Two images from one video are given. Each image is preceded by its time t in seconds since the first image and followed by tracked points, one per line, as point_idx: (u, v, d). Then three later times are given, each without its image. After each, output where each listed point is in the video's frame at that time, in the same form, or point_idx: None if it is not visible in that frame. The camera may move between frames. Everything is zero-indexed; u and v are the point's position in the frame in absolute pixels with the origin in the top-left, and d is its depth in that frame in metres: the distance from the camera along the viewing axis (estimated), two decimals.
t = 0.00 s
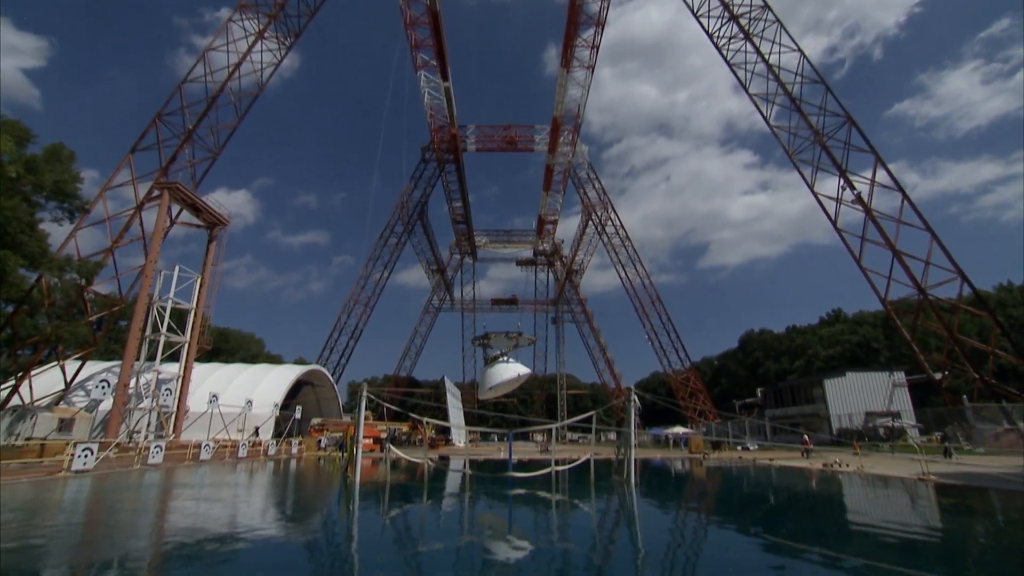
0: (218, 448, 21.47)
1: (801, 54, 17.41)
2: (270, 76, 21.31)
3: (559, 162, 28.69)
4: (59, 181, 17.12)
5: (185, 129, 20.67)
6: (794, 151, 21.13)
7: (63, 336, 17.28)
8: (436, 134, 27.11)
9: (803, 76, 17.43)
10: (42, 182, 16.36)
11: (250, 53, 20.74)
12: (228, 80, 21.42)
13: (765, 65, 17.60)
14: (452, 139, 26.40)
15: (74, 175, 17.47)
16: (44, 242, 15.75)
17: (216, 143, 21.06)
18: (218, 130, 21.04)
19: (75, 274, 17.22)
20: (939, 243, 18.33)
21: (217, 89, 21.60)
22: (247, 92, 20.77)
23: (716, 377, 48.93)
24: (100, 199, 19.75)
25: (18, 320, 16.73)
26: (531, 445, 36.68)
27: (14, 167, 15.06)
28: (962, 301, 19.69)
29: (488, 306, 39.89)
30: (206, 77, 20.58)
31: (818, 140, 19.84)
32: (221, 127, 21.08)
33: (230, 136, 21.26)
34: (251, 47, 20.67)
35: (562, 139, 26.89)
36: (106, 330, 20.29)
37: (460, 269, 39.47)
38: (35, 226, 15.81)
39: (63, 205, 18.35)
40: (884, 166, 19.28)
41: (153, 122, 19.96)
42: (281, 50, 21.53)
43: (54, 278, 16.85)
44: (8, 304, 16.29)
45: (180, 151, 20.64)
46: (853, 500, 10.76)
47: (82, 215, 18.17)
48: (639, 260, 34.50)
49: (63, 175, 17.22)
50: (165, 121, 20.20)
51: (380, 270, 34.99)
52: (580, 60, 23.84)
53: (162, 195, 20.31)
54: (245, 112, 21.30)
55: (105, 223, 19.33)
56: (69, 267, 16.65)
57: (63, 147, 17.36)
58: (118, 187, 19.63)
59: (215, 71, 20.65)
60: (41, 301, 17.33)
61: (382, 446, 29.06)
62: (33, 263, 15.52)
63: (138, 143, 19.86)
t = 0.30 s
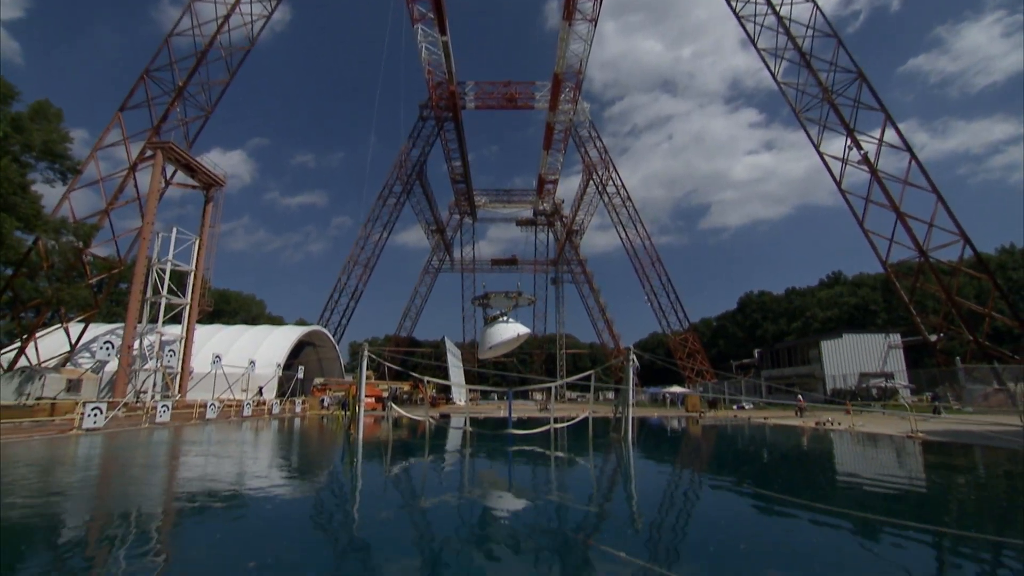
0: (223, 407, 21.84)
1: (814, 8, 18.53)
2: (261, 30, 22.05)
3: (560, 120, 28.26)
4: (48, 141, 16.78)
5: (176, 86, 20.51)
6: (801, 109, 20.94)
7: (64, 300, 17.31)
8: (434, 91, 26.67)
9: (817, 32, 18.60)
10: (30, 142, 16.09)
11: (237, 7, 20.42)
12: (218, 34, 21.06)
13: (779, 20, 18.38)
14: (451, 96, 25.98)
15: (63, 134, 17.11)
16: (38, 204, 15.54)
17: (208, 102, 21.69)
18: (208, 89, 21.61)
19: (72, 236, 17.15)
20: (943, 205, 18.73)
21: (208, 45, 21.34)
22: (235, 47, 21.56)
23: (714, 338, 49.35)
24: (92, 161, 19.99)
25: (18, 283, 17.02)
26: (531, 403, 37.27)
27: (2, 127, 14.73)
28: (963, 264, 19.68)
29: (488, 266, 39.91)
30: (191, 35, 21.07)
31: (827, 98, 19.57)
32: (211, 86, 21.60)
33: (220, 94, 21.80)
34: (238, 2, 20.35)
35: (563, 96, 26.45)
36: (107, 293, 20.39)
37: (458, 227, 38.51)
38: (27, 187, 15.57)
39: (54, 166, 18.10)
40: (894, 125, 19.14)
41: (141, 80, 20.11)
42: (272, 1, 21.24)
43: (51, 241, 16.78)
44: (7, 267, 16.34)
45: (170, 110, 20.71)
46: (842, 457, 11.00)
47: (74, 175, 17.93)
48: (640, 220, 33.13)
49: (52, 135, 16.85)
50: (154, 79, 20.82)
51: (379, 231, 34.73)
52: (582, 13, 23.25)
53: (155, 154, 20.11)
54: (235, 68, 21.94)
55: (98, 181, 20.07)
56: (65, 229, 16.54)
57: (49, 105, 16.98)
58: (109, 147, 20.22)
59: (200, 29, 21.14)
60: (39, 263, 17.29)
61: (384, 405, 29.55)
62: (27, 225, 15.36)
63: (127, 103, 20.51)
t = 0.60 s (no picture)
0: (226, 374, 22.08)
1: None
2: None
3: (561, 85, 27.80)
4: (36, 107, 16.36)
5: (166, 49, 20.24)
6: (808, 74, 20.66)
7: (63, 269, 17.31)
8: (433, 54, 26.21)
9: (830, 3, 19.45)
10: (19, 109, 15.81)
11: None
12: None
13: None
14: (450, 60, 25.54)
15: (52, 100, 16.76)
16: (30, 172, 15.34)
17: (201, 67, 21.49)
18: (200, 54, 21.36)
19: (67, 205, 17.02)
20: (951, 171, 18.78)
21: (198, 8, 20.95)
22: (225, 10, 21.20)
23: (713, 307, 49.51)
24: (83, 128, 19.89)
25: (15, 253, 16.99)
26: (530, 370, 37.65)
27: None
28: (965, 234, 19.60)
29: (488, 234, 39.78)
30: None
31: (836, 63, 19.42)
32: (203, 51, 21.35)
33: (212, 58, 21.53)
34: None
35: (564, 60, 26.01)
36: (106, 262, 20.39)
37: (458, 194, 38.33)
38: (19, 155, 15.34)
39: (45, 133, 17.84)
40: (902, 89, 18.97)
41: (128, 44, 19.85)
42: None
43: (47, 210, 16.66)
44: (3, 236, 16.24)
45: (161, 76, 20.40)
46: (835, 424, 11.16)
47: (64, 142, 17.66)
48: (641, 187, 33.06)
49: (41, 101, 16.52)
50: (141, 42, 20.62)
51: (378, 199, 34.05)
52: None
53: (147, 121, 19.87)
54: (226, 31, 21.64)
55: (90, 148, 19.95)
56: (59, 198, 16.39)
57: (35, 69, 16.63)
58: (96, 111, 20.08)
59: None
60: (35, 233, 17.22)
61: (385, 372, 29.89)
62: (21, 194, 15.20)
63: (115, 67, 20.36)
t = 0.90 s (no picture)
0: (227, 353, 22.19)
1: None
2: None
3: (562, 60, 27.43)
4: (27, 82, 16.14)
5: (158, 23, 19.92)
6: (814, 48, 20.44)
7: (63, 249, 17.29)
8: (431, 29, 25.84)
9: None
10: (10, 85, 15.62)
11: None
12: None
13: None
14: (449, 35, 25.18)
15: (43, 76, 16.52)
16: (25, 150, 15.20)
17: (194, 42, 21.19)
18: (193, 28, 21.03)
19: (63, 183, 16.91)
20: (956, 150, 18.63)
21: None
22: None
23: (713, 285, 49.54)
24: (76, 105, 19.66)
25: (13, 232, 16.92)
26: (530, 349, 37.82)
27: None
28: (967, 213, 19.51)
29: (488, 212, 39.59)
30: None
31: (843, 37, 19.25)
32: (196, 25, 21.03)
33: (205, 33, 21.20)
34: None
35: (565, 34, 25.66)
36: (105, 241, 20.35)
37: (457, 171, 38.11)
38: (12, 132, 15.18)
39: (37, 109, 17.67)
40: (911, 65, 18.63)
41: (119, 17, 19.48)
42: None
43: (43, 189, 16.56)
44: None
45: (155, 51, 20.13)
46: (831, 401, 11.27)
47: (57, 119, 17.48)
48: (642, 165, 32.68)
49: (32, 76, 16.27)
50: (132, 16, 20.19)
51: (375, 176, 31.95)
52: None
53: (141, 97, 19.65)
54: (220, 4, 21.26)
55: (84, 125, 19.75)
56: (55, 176, 16.28)
57: (24, 43, 16.43)
58: (89, 88, 19.82)
59: None
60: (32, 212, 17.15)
61: (385, 350, 30.05)
62: (16, 172, 15.09)
63: (107, 41, 20.04)
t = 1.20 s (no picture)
0: (228, 338, 22.25)
1: None
2: None
3: (562, 42, 27.17)
4: (19, 66, 15.96)
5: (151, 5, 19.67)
6: (819, 30, 20.27)
7: (61, 236, 17.26)
8: (430, 11, 25.56)
9: None
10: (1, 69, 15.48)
11: None
12: None
13: None
14: (448, 18, 24.92)
15: (35, 60, 16.34)
16: (21, 135, 15.10)
17: (188, 24, 20.96)
18: (187, 11, 20.77)
19: (60, 169, 16.83)
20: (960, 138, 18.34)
21: None
22: None
23: (713, 271, 49.55)
24: (70, 88, 19.46)
25: (11, 219, 16.90)
26: (530, 334, 37.95)
27: None
28: (971, 198, 19.41)
29: (488, 197, 39.44)
30: None
31: (850, 18, 18.88)
32: (190, 7, 20.77)
33: (199, 15, 20.94)
34: None
35: (566, 17, 25.40)
36: (103, 227, 20.33)
37: (457, 156, 37.94)
38: (7, 117, 15.06)
39: (31, 94, 17.52)
40: (919, 49, 18.54)
41: None
42: None
43: (39, 174, 16.50)
44: None
45: (149, 33, 19.91)
46: (829, 386, 11.35)
47: (51, 103, 17.38)
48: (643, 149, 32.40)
49: (24, 60, 16.08)
50: None
51: (375, 163, 32.58)
52: None
53: (136, 81, 19.49)
54: None
55: (79, 110, 19.60)
56: (51, 162, 16.20)
57: (15, 25, 16.33)
58: (84, 71, 19.58)
59: None
60: (30, 198, 17.09)
61: (385, 335, 30.12)
62: (11, 158, 15.01)
63: (100, 23, 19.76)
